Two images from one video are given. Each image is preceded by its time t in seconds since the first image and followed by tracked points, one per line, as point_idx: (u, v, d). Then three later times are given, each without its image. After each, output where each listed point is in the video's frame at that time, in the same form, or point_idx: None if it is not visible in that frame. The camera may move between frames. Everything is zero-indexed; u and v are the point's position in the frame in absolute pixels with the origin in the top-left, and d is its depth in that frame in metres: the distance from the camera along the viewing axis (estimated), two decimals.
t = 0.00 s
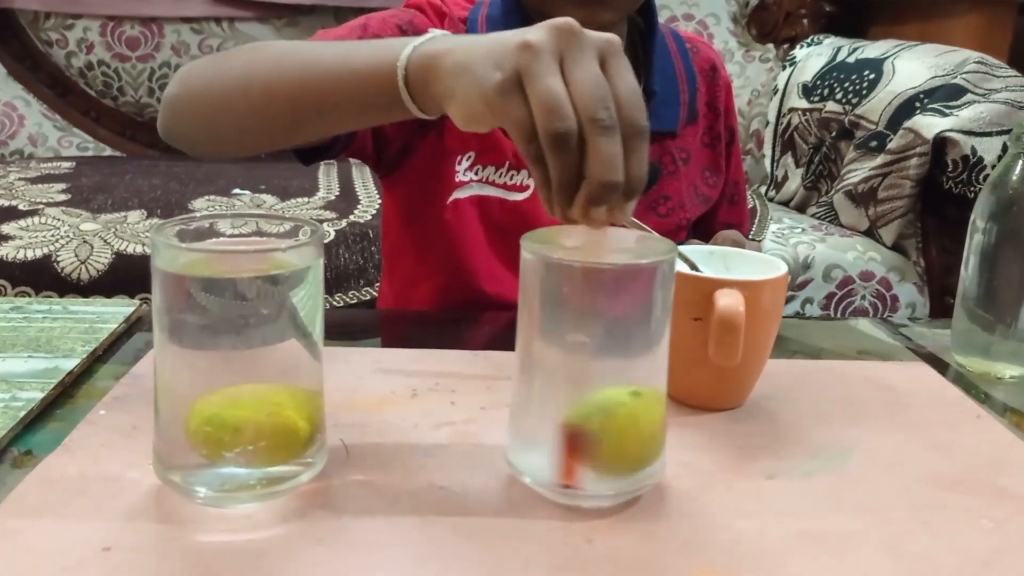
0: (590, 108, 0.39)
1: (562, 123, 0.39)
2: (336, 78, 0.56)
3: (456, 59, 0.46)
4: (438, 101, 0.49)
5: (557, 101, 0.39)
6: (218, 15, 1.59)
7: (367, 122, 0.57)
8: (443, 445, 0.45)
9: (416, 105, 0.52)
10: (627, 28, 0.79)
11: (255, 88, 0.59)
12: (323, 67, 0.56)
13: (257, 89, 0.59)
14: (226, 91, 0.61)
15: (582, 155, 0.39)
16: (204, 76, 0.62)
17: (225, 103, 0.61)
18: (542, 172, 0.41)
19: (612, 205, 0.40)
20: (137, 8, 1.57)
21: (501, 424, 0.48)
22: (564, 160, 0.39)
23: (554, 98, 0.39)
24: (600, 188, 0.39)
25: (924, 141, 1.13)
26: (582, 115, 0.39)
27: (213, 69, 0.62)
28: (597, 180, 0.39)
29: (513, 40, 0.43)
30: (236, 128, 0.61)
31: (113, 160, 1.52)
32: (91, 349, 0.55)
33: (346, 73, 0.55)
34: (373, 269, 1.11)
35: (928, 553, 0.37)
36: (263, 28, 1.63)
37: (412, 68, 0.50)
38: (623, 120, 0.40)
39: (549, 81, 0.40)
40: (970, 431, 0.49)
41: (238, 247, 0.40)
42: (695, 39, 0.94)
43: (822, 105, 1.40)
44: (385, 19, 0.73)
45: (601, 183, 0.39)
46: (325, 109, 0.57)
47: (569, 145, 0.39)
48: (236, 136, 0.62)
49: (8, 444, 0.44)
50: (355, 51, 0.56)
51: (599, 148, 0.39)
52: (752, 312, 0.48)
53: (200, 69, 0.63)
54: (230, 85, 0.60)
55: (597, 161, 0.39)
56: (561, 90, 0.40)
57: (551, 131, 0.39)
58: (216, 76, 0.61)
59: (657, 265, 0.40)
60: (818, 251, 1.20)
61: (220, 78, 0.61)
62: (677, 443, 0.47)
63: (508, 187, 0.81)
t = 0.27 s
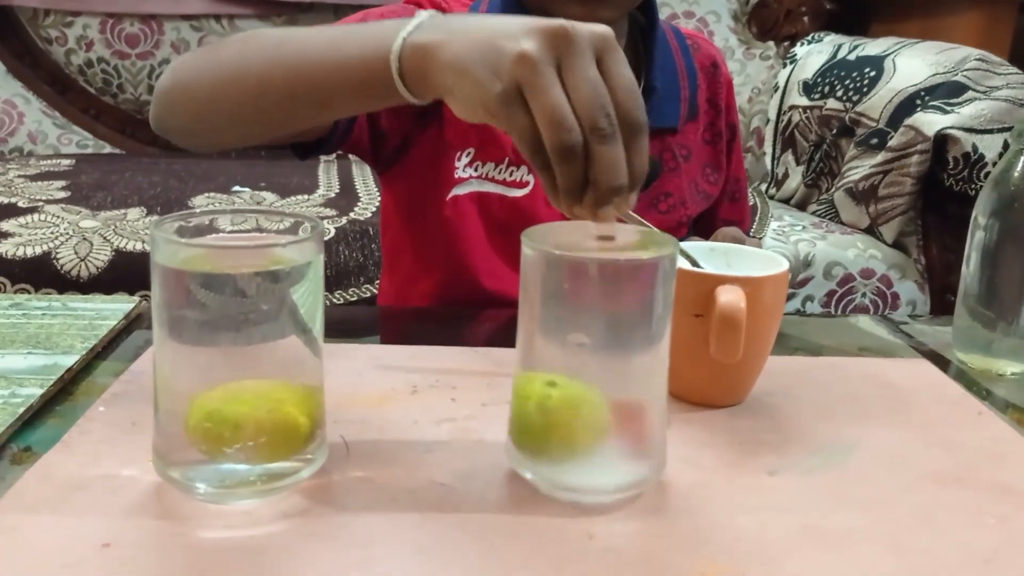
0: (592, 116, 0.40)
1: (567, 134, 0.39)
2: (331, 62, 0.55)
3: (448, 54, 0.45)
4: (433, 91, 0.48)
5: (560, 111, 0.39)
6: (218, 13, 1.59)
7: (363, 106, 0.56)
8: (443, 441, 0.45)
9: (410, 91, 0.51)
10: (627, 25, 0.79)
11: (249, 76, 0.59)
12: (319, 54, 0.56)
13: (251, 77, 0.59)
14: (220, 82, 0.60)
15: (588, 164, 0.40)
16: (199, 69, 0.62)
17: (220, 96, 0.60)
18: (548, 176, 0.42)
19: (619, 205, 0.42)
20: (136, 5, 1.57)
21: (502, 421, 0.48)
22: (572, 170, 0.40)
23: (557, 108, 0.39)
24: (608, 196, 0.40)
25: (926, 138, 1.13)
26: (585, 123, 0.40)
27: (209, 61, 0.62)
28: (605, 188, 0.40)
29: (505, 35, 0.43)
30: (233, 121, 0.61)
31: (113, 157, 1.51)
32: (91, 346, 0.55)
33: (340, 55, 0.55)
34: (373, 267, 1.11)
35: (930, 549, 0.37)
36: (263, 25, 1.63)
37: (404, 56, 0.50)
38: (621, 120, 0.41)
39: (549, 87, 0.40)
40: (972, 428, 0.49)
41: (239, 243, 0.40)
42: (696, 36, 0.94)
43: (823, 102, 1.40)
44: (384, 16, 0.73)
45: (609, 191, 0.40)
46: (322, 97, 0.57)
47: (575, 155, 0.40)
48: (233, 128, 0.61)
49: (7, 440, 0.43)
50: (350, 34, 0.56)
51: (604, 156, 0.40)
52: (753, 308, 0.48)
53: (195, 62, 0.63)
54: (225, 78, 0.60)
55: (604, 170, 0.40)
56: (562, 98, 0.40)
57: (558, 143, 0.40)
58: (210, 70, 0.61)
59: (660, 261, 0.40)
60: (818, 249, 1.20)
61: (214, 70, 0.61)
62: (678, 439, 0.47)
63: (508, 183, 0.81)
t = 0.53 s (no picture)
0: (591, 107, 0.39)
1: (564, 124, 0.38)
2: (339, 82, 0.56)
3: (460, 67, 0.46)
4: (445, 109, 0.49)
5: (558, 102, 0.39)
6: (217, 10, 1.59)
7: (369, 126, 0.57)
8: (444, 440, 0.45)
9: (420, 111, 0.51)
10: (627, 23, 0.80)
11: (257, 91, 0.59)
12: (325, 68, 0.56)
13: (258, 88, 0.59)
14: (226, 92, 0.60)
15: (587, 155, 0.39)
16: (203, 79, 0.62)
17: (224, 104, 0.61)
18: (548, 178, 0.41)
19: (623, 206, 0.39)
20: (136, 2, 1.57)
21: (503, 419, 0.48)
22: (568, 162, 0.39)
23: (556, 99, 0.39)
24: (605, 188, 0.38)
25: (926, 135, 1.12)
26: (584, 114, 0.39)
27: (212, 70, 0.62)
28: (603, 180, 0.38)
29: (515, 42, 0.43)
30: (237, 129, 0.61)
31: (112, 155, 1.51)
32: (91, 344, 0.55)
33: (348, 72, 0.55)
34: (373, 265, 1.11)
35: (932, 547, 0.37)
36: (263, 23, 1.62)
37: (417, 76, 0.50)
38: (626, 117, 0.40)
39: (550, 81, 0.40)
40: (972, 425, 0.49)
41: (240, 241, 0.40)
42: (696, 34, 0.94)
43: (823, 100, 1.39)
44: (385, 15, 0.73)
45: (607, 183, 0.38)
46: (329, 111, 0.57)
47: (572, 146, 0.39)
48: (237, 138, 0.62)
49: (8, 439, 0.43)
50: (359, 52, 0.56)
51: (602, 146, 0.38)
52: (755, 305, 0.48)
53: (200, 68, 0.63)
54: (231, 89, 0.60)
55: (601, 159, 0.38)
56: (562, 90, 0.39)
57: (554, 133, 0.39)
58: (214, 80, 0.61)
59: (661, 258, 0.40)
60: (819, 247, 1.19)
61: (219, 79, 0.61)
62: (679, 437, 0.47)
63: (508, 182, 0.81)
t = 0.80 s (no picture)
0: (573, 119, 0.39)
1: (545, 139, 0.39)
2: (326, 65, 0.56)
3: (446, 55, 0.45)
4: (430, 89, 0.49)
5: (541, 114, 0.39)
6: (217, 11, 1.59)
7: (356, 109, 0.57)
8: (444, 441, 0.45)
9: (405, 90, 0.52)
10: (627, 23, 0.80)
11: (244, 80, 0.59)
12: (316, 59, 0.56)
13: (250, 81, 0.59)
14: (218, 87, 0.60)
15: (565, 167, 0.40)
16: (196, 74, 0.62)
17: (217, 100, 0.60)
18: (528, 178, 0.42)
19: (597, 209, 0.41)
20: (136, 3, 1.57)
21: (502, 420, 0.48)
22: (548, 172, 0.40)
23: (538, 112, 0.39)
24: (583, 200, 0.40)
25: (925, 136, 1.13)
26: (564, 126, 0.39)
27: (204, 65, 0.62)
28: (579, 193, 0.40)
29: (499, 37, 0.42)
30: (230, 125, 0.61)
31: (113, 156, 1.51)
32: (92, 345, 0.55)
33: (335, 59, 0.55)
34: (373, 265, 1.11)
35: (930, 548, 0.37)
36: (263, 23, 1.62)
37: (402, 55, 0.50)
38: (604, 122, 0.40)
39: (532, 91, 0.39)
40: (971, 427, 0.49)
41: (240, 242, 0.40)
42: (694, 36, 0.94)
43: (823, 101, 1.40)
44: (384, 16, 0.73)
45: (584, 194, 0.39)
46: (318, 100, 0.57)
47: (552, 158, 0.39)
48: (228, 132, 0.61)
49: (9, 439, 0.44)
50: (345, 36, 0.56)
51: (580, 160, 0.39)
52: (754, 307, 0.48)
53: (192, 66, 0.63)
54: (223, 81, 0.60)
55: (580, 172, 0.39)
56: (544, 101, 0.39)
57: (535, 146, 0.39)
58: (207, 74, 0.61)
59: (660, 260, 0.40)
60: (818, 247, 1.20)
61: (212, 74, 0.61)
62: (678, 438, 0.47)
63: (507, 183, 0.81)
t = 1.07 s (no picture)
0: (613, 118, 0.39)
1: (586, 135, 0.38)
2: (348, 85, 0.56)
3: (480, 78, 0.46)
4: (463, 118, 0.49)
5: (580, 113, 0.39)
6: (217, 12, 1.59)
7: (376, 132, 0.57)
8: (444, 442, 0.45)
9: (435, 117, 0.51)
10: (627, 25, 0.80)
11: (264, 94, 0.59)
12: (337, 76, 0.56)
13: (270, 99, 0.59)
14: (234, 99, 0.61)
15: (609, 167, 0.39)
16: (211, 85, 0.62)
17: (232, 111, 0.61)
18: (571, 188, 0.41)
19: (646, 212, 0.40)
20: (137, 4, 1.57)
21: (503, 421, 0.48)
22: (590, 173, 0.39)
23: (577, 112, 0.39)
24: (628, 200, 0.38)
25: (925, 138, 1.13)
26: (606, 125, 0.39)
27: (221, 77, 0.62)
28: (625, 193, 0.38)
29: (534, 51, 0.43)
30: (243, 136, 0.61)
31: (113, 157, 1.51)
32: (93, 346, 0.55)
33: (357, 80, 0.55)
34: (373, 266, 1.11)
35: (929, 549, 0.37)
36: (263, 24, 1.63)
37: (432, 84, 0.50)
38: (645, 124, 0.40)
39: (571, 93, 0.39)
40: (971, 428, 0.49)
41: (242, 244, 0.40)
42: (695, 37, 0.94)
43: (822, 102, 1.40)
44: (386, 20, 0.73)
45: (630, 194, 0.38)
46: (337, 118, 0.57)
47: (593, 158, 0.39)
48: (242, 144, 0.61)
49: (10, 441, 0.44)
50: (369, 58, 0.56)
51: (623, 158, 0.38)
52: (754, 309, 0.48)
53: (208, 78, 0.63)
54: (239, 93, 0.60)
55: (623, 170, 0.38)
56: (583, 101, 0.39)
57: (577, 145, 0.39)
58: (223, 85, 0.61)
59: (660, 262, 0.40)
60: (818, 248, 1.20)
61: (227, 85, 0.61)
62: (679, 439, 0.47)
63: (508, 187, 0.81)
